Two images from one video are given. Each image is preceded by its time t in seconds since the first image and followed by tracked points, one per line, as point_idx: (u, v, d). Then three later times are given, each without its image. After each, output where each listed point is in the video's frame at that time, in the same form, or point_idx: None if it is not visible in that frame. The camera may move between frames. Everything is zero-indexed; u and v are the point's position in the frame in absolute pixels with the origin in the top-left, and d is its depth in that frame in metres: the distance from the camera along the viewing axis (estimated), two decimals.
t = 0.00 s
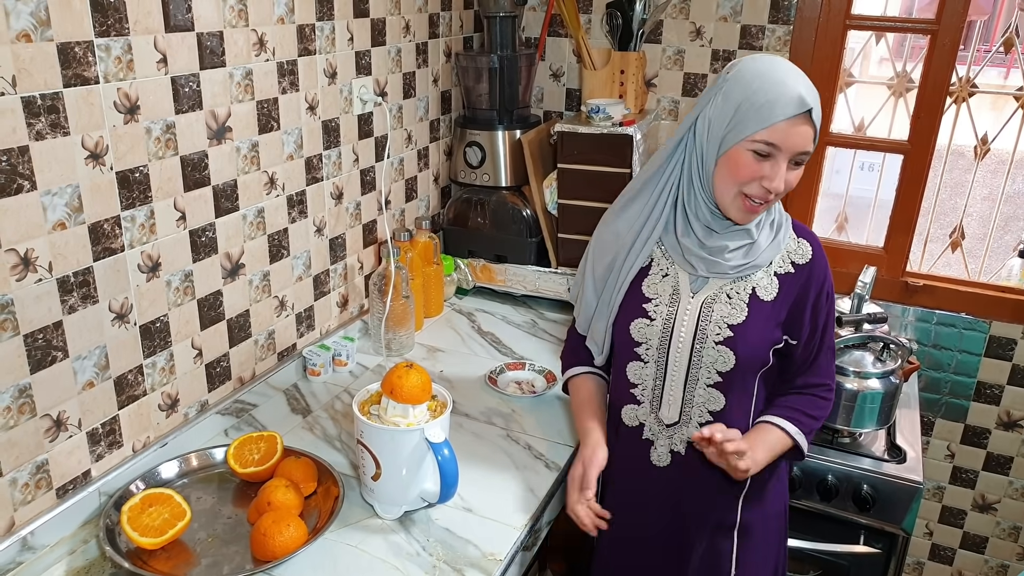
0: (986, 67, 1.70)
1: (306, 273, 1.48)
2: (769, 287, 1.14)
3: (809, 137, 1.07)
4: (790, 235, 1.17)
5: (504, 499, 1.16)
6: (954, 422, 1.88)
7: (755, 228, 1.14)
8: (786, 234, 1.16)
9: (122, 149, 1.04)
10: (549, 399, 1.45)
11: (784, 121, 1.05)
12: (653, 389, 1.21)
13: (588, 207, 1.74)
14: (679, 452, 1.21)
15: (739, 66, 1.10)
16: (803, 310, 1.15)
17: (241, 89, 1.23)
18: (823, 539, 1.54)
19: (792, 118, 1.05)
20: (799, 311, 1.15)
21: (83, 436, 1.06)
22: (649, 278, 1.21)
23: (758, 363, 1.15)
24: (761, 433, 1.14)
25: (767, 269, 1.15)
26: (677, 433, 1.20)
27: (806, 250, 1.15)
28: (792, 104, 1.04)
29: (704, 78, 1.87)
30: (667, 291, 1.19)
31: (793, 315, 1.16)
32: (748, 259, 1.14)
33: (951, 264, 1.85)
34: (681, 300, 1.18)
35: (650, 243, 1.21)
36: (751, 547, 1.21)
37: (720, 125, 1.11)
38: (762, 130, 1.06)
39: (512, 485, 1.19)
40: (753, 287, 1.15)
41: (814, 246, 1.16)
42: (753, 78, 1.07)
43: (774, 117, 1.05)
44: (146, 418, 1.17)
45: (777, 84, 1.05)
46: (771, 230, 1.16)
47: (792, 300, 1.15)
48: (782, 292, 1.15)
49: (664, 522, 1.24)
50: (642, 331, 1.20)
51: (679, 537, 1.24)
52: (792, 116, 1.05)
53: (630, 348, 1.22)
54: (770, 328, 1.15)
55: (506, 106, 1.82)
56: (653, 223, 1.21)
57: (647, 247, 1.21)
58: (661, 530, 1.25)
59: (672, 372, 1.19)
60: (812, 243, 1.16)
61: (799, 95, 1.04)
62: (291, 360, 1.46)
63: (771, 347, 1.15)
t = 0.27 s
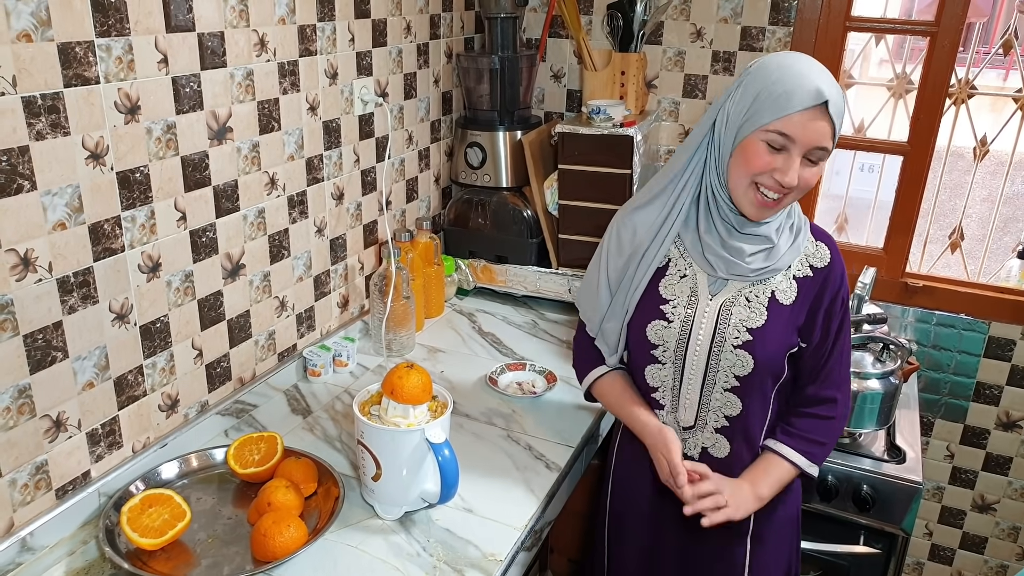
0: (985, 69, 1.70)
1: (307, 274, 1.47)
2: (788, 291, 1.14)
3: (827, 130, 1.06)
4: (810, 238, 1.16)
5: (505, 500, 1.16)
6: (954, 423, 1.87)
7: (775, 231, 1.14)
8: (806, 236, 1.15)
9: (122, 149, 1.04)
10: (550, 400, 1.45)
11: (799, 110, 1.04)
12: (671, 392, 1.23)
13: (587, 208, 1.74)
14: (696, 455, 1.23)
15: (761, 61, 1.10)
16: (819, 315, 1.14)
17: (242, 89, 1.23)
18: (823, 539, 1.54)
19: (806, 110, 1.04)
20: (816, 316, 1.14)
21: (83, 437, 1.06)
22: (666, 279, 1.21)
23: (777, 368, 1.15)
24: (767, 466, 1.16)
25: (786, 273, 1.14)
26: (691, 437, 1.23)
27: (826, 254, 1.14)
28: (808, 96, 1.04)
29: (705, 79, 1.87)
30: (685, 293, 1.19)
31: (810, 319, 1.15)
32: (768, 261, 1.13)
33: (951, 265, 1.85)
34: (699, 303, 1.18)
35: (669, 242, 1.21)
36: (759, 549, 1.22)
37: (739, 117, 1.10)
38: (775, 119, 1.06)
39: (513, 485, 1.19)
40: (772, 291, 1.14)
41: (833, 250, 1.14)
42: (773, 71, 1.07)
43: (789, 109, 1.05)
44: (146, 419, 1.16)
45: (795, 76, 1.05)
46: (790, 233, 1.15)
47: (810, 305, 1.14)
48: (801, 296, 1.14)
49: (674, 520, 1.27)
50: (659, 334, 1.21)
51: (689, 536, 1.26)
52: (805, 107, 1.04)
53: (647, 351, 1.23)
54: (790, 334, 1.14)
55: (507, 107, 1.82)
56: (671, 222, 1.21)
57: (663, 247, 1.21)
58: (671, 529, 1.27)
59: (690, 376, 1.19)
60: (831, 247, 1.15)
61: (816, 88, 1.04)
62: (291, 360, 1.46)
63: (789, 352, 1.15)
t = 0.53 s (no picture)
0: (981, 71, 1.70)
1: (304, 276, 1.47)
2: (792, 296, 1.13)
3: (792, 110, 1.06)
4: (817, 244, 1.14)
5: (503, 501, 1.16)
6: (951, 423, 1.87)
7: (777, 235, 1.13)
8: (813, 242, 1.14)
9: (119, 150, 1.04)
10: (548, 402, 1.44)
11: (760, 90, 1.08)
12: (670, 396, 1.22)
13: (584, 209, 1.74)
14: (696, 460, 1.21)
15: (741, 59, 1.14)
16: (830, 324, 1.13)
17: (239, 90, 1.23)
18: (820, 539, 1.53)
19: (766, 87, 1.07)
20: (824, 322, 1.13)
21: (79, 439, 1.06)
22: (668, 281, 1.22)
23: (779, 374, 1.14)
24: (790, 469, 1.14)
25: (791, 278, 1.13)
26: (693, 441, 1.21)
27: (834, 261, 1.13)
28: (767, 77, 1.07)
29: (703, 81, 1.87)
30: (686, 296, 1.20)
31: (820, 327, 1.14)
32: (771, 266, 1.13)
33: (949, 265, 1.85)
34: (700, 306, 1.18)
35: (671, 245, 1.22)
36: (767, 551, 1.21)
37: (718, 113, 1.14)
38: (739, 103, 1.10)
39: (511, 487, 1.19)
40: (775, 296, 1.14)
41: (843, 257, 1.13)
42: (744, 64, 1.11)
43: (751, 87, 1.08)
44: (143, 421, 1.16)
45: (759, 62, 1.09)
46: (796, 238, 1.14)
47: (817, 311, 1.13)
48: (806, 303, 1.13)
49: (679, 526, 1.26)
50: (659, 336, 1.20)
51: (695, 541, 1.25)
52: (766, 86, 1.07)
53: (647, 353, 1.23)
54: (793, 340, 1.14)
55: (504, 109, 1.81)
56: (675, 226, 1.23)
57: (666, 250, 1.22)
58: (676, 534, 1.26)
59: (689, 379, 1.19)
60: (840, 253, 1.13)
61: (776, 69, 1.07)
62: (288, 362, 1.45)
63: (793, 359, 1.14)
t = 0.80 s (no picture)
0: (979, 72, 1.70)
1: (303, 277, 1.48)
2: (789, 299, 1.13)
3: (781, 110, 1.06)
4: (815, 244, 1.14)
5: (502, 502, 1.16)
6: (950, 424, 1.88)
7: (772, 237, 1.13)
8: (809, 243, 1.14)
9: (119, 152, 1.04)
10: (547, 403, 1.45)
11: (752, 89, 1.08)
12: (668, 402, 1.23)
13: (584, 211, 1.74)
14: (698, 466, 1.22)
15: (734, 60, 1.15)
16: (832, 324, 1.12)
17: (238, 92, 1.23)
18: (819, 541, 1.54)
19: (757, 87, 1.08)
20: (823, 323, 1.13)
21: (79, 440, 1.06)
22: (664, 286, 1.23)
23: (777, 377, 1.14)
24: (806, 454, 1.10)
25: (787, 280, 1.13)
26: (692, 447, 1.22)
27: (832, 261, 1.12)
28: (759, 76, 1.08)
29: (701, 82, 1.87)
30: (682, 301, 1.21)
31: (821, 329, 1.13)
32: (767, 268, 1.13)
33: (947, 266, 1.86)
34: (697, 311, 1.19)
35: (667, 250, 1.24)
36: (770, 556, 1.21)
37: (711, 115, 1.15)
38: (730, 103, 1.11)
39: (510, 488, 1.19)
40: (771, 299, 1.14)
41: (842, 256, 1.12)
42: (736, 66, 1.12)
43: (744, 88, 1.09)
44: (143, 422, 1.16)
45: (748, 65, 1.09)
46: (792, 239, 1.14)
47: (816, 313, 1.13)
48: (803, 305, 1.13)
49: (679, 533, 1.26)
50: (655, 342, 1.21)
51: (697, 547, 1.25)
52: (756, 86, 1.08)
53: (645, 359, 1.23)
54: (791, 343, 1.13)
55: (503, 110, 1.81)
56: (670, 230, 1.24)
57: (662, 255, 1.24)
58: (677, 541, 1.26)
59: (687, 384, 1.20)
60: (840, 252, 1.12)
61: (768, 68, 1.07)
62: (287, 364, 1.45)
63: (792, 362, 1.14)
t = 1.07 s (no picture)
0: (982, 70, 1.70)
1: (304, 277, 1.47)
2: (788, 301, 1.13)
3: (780, 109, 1.06)
4: (816, 246, 1.13)
5: (504, 502, 1.16)
6: (953, 423, 1.88)
7: (770, 239, 1.14)
8: (810, 244, 1.13)
9: (120, 151, 1.04)
10: (549, 402, 1.45)
11: (752, 88, 1.08)
12: (665, 403, 1.23)
13: (585, 210, 1.74)
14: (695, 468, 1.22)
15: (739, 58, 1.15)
16: (833, 326, 1.11)
17: (239, 92, 1.23)
18: (822, 540, 1.53)
19: (756, 86, 1.08)
20: (822, 326, 1.12)
21: (82, 440, 1.06)
22: (664, 286, 1.24)
23: (775, 379, 1.14)
24: (790, 457, 1.10)
25: (787, 282, 1.13)
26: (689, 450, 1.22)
27: (834, 264, 1.11)
28: (758, 76, 1.07)
29: (703, 81, 1.87)
30: (681, 301, 1.21)
31: (820, 331, 1.13)
32: (765, 269, 1.13)
33: (950, 265, 1.85)
34: (695, 311, 1.19)
35: (667, 249, 1.24)
36: (766, 557, 1.22)
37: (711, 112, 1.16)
38: (730, 100, 1.11)
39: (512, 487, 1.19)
40: (769, 301, 1.14)
41: (844, 259, 1.11)
42: (738, 64, 1.12)
43: (744, 86, 1.09)
44: (145, 422, 1.16)
45: (750, 64, 1.09)
46: (793, 241, 1.14)
47: (816, 314, 1.12)
48: (803, 306, 1.12)
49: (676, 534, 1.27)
50: (653, 341, 1.22)
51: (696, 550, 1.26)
52: (755, 85, 1.08)
53: (644, 359, 1.24)
54: (789, 345, 1.13)
55: (504, 110, 1.82)
56: (671, 230, 1.25)
57: (662, 255, 1.25)
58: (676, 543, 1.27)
59: (684, 385, 1.20)
60: (841, 255, 1.12)
61: (768, 67, 1.07)
62: (289, 363, 1.45)
63: (790, 364, 1.14)
